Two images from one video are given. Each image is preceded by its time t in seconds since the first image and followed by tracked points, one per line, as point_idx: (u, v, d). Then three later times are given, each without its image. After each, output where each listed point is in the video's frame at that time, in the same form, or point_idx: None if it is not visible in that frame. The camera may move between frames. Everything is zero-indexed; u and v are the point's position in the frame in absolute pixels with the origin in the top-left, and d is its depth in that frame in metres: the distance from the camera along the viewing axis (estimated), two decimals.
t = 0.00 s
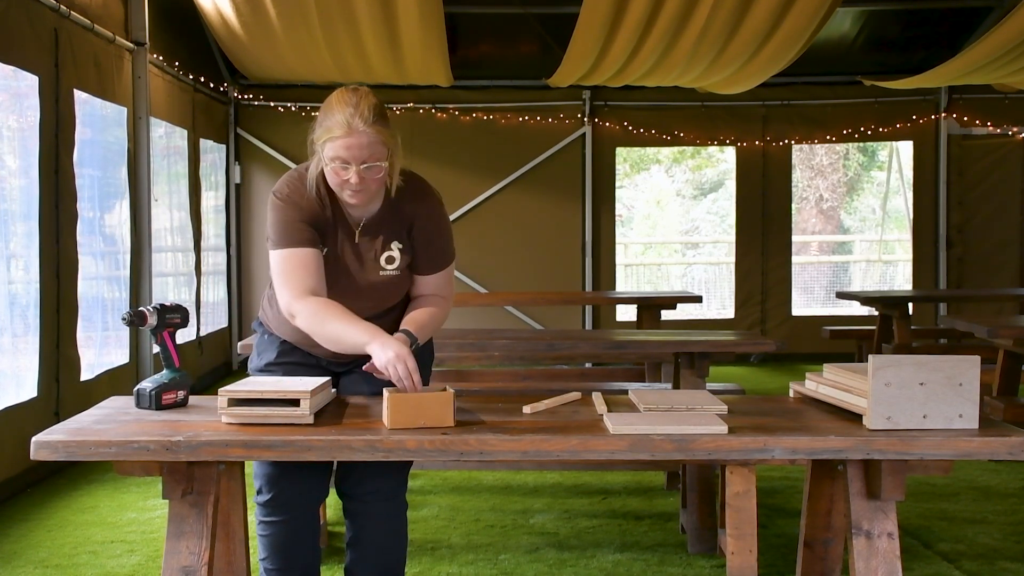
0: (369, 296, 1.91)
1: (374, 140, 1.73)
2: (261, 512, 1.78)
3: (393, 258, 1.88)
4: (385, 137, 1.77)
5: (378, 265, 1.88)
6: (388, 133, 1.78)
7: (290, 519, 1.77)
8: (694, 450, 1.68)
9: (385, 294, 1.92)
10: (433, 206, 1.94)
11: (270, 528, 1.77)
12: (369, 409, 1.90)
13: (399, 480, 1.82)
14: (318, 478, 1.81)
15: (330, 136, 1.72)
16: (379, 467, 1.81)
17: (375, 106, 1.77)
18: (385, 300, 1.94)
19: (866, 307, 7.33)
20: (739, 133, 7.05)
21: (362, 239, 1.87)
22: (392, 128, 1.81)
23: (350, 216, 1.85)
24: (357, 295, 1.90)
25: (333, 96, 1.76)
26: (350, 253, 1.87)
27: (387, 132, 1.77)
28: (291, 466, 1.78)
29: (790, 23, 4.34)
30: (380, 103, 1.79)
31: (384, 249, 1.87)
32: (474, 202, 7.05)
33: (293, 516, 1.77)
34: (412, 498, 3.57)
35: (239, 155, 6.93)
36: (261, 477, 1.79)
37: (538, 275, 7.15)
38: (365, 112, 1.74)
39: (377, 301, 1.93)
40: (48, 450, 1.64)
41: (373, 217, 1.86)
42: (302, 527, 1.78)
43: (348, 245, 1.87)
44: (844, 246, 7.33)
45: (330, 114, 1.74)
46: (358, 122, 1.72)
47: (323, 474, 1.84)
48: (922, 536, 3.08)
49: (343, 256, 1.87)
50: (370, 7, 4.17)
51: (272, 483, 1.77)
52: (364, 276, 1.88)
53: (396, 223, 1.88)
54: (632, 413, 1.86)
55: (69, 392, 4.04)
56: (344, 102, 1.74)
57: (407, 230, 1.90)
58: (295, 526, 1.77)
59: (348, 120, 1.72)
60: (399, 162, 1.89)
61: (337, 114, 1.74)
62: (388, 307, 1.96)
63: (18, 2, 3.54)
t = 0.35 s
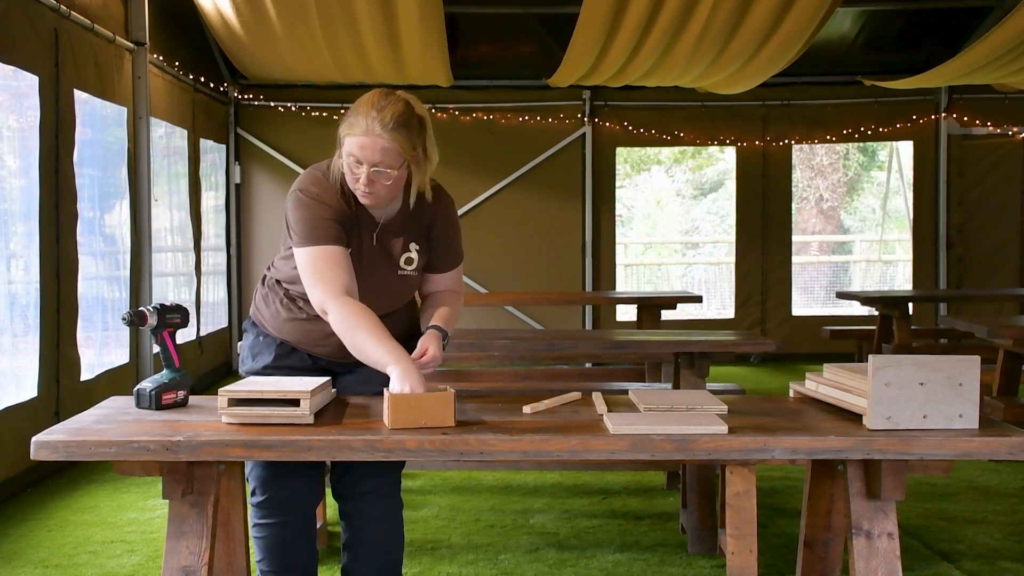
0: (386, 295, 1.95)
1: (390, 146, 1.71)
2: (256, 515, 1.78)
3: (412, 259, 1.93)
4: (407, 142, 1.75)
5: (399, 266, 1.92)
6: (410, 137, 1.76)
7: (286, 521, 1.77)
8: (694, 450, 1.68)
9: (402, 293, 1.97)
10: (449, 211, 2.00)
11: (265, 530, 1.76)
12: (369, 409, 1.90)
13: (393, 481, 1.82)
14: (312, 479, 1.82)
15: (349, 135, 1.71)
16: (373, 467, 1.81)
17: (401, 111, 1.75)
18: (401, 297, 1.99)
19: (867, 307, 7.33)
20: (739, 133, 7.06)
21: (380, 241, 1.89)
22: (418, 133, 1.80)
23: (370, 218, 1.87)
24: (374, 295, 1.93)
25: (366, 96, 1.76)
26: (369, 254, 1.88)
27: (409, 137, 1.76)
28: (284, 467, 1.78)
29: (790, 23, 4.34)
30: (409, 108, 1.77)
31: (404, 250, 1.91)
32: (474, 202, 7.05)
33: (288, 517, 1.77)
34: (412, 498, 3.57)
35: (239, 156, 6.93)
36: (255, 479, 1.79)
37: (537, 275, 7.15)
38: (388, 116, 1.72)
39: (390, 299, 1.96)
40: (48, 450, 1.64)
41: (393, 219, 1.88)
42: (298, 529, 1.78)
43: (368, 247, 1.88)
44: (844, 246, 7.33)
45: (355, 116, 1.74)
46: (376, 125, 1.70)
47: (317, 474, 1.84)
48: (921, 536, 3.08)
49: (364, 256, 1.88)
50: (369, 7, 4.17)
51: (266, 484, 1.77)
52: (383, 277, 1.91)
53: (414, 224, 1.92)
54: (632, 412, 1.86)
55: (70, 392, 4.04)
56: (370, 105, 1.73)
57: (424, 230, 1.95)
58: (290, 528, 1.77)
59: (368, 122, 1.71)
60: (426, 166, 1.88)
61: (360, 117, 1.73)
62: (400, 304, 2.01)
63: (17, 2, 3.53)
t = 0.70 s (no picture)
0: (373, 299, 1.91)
1: (370, 146, 1.72)
2: (256, 514, 1.78)
3: (397, 261, 1.88)
4: (388, 144, 1.76)
5: (382, 268, 1.88)
6: (392, 140, 1.77)
7: (285, 521, 1.77)
8: (694, 450, 1.68)
9: (389, 297, 1.92)
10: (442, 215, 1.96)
11: (265, 529, 1.76)
12: (369, 409, 1.90)
13: (392, 481, 1.82)
14: (312, 479, 1.81)
15: (328, 136, 1.72)
16: (373, 467, 1.81)
17: (382, 112, 1.76)
18: (389, 302, 1.94)
19: (866, 307, 7.33)
20: (739, 133, 7.06)
21: (363, 243, 1.87)
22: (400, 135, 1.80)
23: (353, 219, 1.86)
24: (359, 298, 1.89)
25: (346, 96, 1.77)
26: (352, 257, 1.87)
27: (391, 139, 1.76)
28: (284, 467, 1.78)
29: (790, 23, 4.34)
30: (391, 107, 1.78)
31: (388, 253, 1.88)
32: (474, 202, 7.05)
33: (288, 516, 1.77)
34: (412, 498, 3.57)
35: (239, 156, 6.93)
36: (254, 479, 1.79)
37: (537, 275, 7.15)
38: (367, 117, 1.73)
39: (379, 302, 1.92)
40: (48, 450, 1.64)
41: (377, 221, 1.86)
42: (296, 530, 1.78)
43: (350, 249, 1.87)
44: (844, 246, 7.33)
45: (335, 117, 1.75)
46: (356, 126, 1.71)
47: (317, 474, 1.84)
48: (921, 536, 3.08)
49: (347, 258, 1.87)
50: (369, 7, 4.17)
51: (265, 483, 1.77)
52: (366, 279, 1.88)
53: (400, 228, 1.88)
54: (632, 413, 1.86)
55: (70, 392, 4.04)
56: (350, 106, 1.74)
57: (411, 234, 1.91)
58: (289, 528, 1.77)
59: (348, 123, 1.72)
60: (410, 166, 1.88)
61: (340, 118, 1.74)
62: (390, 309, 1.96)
63: (17, 3, 3.53)
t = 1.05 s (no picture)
0: (343, 307, 1.90)
1: (320, 157, 1.72)
2: (257, 511, 1.78)
3: (357, 270, 1.86)
4: (339, 154, 1.75)
5: (344, 277, 1.87)
6: (343, 150, 1.76)
7: (286, 519, 1.77)
8: (694, 450, 1.68)
9: (356, 306, 1.90)
10: (408, 221, 1.88)
11: (266, 527, 1.76)
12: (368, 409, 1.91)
13: (394, 480, 1.82)
14: (314, 478, 1.81)
15: (279, 149, 1.73)
16: (374, 467, 1.80)
17: (332, 122, 1.76)
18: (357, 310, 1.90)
19: (866, 307, 7.34)
20: (739, 133, 7.05)
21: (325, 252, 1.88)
22: (354, 143, 1.80)
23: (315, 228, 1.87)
24: (329, 306, 1.90)
25: (297, 107, 1.78)
26: (316, 266, 1.89)
27: (342, 148, 1.76)
28: (285, 465, 1.78)
29: (790, 23, 4.34)
30: (341, 116, 1.78)
31: (348, 261, 1.87)
32: (475, 202, 7.06)
33: (290, 513, 1.77)
34: (412, 498, 3.57)
35: (239, 156, 6.92)
36: (256, 476, 1.79)
37: (537, 275, 7.15)
38: (316, 128, 1.73)
39: (347, 311, 1.90)
40: (48, 450, 1.64)
41: (337, 229, 1.86)
42: (297, 528, 1.78)
43: (315, 257, 1.89)
44: (844, 246, 7.33)
45: (286, 129, 1.75)
46: (304, 137, 1.72)
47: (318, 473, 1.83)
48: (921, 536, 3.08)
49: (311, 266, 1.89)
50: (369, 7, 4.17)
51: (267, 481, 1.77)
52: (331, 288, 1.88)
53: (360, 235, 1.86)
54: (633, 413, 1.86)
55: (70, 392, 4.04)
56: (300, 117, 1.75)
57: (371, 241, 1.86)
58: (289, 525, 1.77)
59: (296, 134, 1.73)
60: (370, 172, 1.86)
61: (290, 129, 1.75)
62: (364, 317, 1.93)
63: (17, 3, 3.53)
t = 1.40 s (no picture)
0: (339, 311, 1.92)
1: (298, 176, 1.69)
2: (259, 510, 1.78)
3: (346, 277, 1.87)
4: (317, 169, 1.72)
5: (334, 283, 1.88)
6: (320, 164, 1.73)
7: (287, 519, 1.77)
8: (694, 450, 1.68)
9: (350, 309, 1.91)
10: (395, 230, 1.85)
11: (267, 525, 1.77)
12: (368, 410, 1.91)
13: (395, 481, 1.82)
14: (315, 478, 1.81)
15: (256, 168, 1.70)
16: (376, 469, 1.80)
17: (309, 137, 1.72)
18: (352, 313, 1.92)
19: (866, 307, 7.34)
20: (739, 133, 7.05)
21: (314, 259, 1.88)
22: (332, 155, 1.76)
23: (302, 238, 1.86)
24: (325, 310, 1.93)
25: (273, 123, 1.74)
26: (309, 274, 1.90)
27: (319, 163, 1.72)
28: (286, 465, 1.77)
29: (790, 23, 4.34)
30: (317, 129, 1.74)
31: (337, 269, 1.86)
32: (475, 202, 7.06)
33: (292, 513, 1.77)
34: (412, 498, 3.57)
35: (239, 156, 6.92)
36: (257, 476, 1.79)
37: (537, 275, 7.14)
38: (292, 146, 1.69)
39: (343, 315, 1.93)
40: (48, 450, 1.64)
41: (325, 238, 1.85)
42: (298, 527, 1.78)
43: (306, 265, 1.89)
44: (844, 246, 7.34)
45: (263, 145, 1.72)
46: (282, 156, 1.69)
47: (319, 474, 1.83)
48: (921, 536, 3.08)
49: (305, 274, 1.90)
50: (369, 7, 4.17)
51: (268, 482, 1.77)
52: (323, 294, 1.90)
53: (346, 242, 1.84)
54: (633, 413, 1.86)
55: (69, 392, 4.04)
56: (276, 134, 1.71)
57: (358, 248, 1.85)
58: (290, 525, 1.77)
59: (273, 153, 1.69)
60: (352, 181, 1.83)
61: (267, 147, 1.71)
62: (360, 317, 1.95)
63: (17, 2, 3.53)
